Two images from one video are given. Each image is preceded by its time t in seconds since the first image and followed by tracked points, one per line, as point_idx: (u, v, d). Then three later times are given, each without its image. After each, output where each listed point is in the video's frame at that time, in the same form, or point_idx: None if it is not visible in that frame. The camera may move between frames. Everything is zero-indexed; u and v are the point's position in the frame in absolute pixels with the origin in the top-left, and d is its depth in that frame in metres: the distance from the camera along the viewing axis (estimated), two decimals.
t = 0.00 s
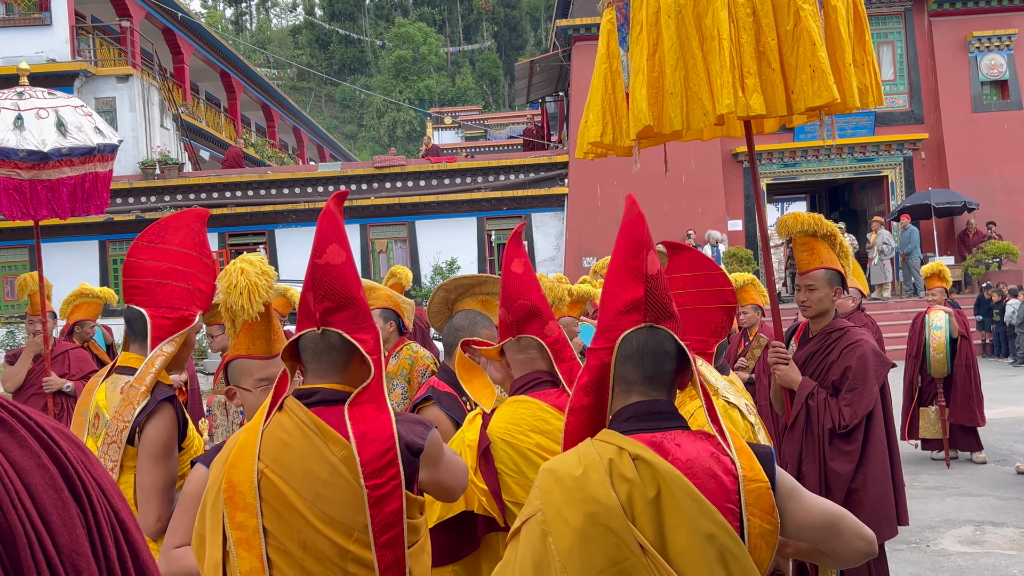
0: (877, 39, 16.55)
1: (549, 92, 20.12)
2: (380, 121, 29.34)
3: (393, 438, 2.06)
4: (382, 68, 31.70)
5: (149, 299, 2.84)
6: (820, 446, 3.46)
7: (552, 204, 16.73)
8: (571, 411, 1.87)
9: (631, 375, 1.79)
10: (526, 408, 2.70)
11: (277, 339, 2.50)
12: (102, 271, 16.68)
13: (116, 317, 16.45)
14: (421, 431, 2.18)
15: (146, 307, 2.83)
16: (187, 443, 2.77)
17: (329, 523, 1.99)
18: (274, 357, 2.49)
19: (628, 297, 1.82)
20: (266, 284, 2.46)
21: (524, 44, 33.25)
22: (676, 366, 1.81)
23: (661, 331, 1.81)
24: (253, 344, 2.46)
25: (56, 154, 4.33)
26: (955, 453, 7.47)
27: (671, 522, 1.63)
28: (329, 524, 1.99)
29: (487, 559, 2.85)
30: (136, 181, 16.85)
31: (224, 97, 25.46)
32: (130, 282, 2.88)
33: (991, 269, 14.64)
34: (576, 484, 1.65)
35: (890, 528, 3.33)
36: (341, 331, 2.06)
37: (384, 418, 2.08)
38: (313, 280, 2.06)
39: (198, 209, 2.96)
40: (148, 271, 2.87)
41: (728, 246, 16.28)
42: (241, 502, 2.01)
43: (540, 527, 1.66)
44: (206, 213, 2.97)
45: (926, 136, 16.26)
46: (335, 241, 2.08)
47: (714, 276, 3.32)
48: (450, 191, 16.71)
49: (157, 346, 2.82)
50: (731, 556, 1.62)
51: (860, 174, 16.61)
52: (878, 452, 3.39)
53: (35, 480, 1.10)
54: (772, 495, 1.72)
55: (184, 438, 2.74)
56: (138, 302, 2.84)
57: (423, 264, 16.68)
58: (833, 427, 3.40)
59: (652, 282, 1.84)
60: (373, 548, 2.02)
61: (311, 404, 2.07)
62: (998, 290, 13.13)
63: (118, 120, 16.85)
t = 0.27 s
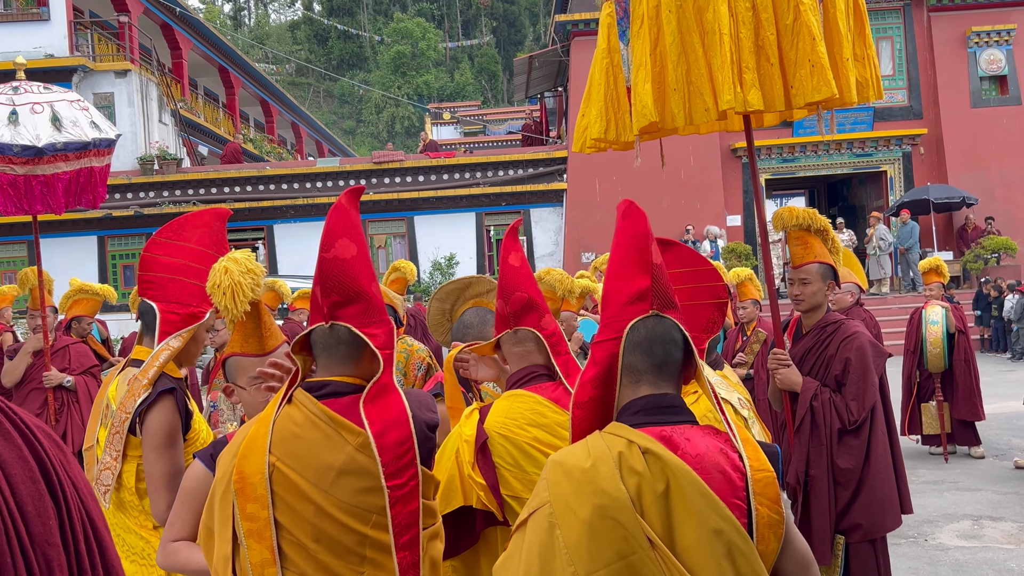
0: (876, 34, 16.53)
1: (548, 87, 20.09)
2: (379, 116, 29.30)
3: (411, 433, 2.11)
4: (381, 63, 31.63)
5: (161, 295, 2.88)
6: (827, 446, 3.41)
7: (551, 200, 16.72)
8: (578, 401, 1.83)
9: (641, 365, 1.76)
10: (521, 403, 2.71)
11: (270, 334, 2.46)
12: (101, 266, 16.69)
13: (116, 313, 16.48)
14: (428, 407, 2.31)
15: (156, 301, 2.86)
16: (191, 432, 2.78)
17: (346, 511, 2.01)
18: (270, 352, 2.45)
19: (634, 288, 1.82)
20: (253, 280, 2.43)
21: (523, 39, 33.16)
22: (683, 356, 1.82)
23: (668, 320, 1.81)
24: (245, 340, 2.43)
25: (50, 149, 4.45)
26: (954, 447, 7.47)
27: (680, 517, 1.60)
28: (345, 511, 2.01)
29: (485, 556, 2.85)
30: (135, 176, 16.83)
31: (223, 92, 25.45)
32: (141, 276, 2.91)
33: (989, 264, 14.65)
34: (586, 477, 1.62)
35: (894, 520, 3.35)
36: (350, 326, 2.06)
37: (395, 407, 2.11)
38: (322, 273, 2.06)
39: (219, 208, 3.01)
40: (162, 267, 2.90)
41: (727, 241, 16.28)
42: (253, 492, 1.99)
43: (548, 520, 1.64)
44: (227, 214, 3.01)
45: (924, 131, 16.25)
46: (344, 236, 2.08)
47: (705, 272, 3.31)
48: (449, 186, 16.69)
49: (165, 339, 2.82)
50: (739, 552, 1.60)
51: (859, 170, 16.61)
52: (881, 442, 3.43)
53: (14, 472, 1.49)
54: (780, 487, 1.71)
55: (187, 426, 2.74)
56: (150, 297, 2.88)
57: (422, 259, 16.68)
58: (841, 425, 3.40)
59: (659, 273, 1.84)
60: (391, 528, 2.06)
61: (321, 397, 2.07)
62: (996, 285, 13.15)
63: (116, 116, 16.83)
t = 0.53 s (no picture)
0: (875, 28, 16.52)
1: (547, 82, 20.07)
2: (378, 111, 29.25)
3: (420, 432, 2.08)
4: (379, 58, 31.56)
5: (163, 291, 2.85)
6: (832, 438, 3.41)
7: (550, 194, 16.69)
8: (581, 395, 1.84)
9: (645, 359, 1.77)
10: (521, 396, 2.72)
11: (287, 324, 2.55)
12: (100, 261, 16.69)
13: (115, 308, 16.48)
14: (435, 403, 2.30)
15: (160, 298, 2.84)
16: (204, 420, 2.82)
17: (354, 508, 2.01)
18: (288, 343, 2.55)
19: (640, 282, 1.84)
20: (268, 274, 2.42)
21: (521, 34, 33.10)
22: (687, 350, 1.82)
23: (674, 314, 1.81)
24: (264, 330, 2.54)
25: (48, 143, 4.49)
26: (953, 441, 7.48)
27: (689, 510, 1.60)
28: (352, 508, 2.01)
29: (490, 549, 2.84)
30: (134, 171, 16.80)
31: (221, 88, 25.42)
32: (144, 275, 2.89)
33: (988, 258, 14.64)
34: (596, 470, 1.61)
35: (901, 507, 3.37)
36: (355, 322, 2.05)
37: (404, 404, 2.09)
38: (330, 270, 2.06)
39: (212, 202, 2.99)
40: (161, 265, 2.87)
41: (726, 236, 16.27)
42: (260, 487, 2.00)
43: (556, 513, 1.62)
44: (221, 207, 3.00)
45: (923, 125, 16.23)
46: (349, 232, 2.08)
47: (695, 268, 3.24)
48: (448, 181, 16.66)
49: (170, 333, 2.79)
50: (745, 544, 1.60)
51: (858, 164, 16.59)
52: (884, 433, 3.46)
53: None
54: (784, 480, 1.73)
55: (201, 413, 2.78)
56: (153, 294, 2.85)
57: (421, 255, 16.68)
58: (844, 416, 3.41)
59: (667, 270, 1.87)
60: (400, 527, 2.06)
61: (327, 394, 2.05)
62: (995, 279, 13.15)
63: (115, 111, 16.80)
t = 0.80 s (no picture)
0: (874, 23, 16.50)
1: (546, 78, 20.04)
2: (376, 108, 29.16)
3: (423, 433, 2.10)
4: (378, 55, 31.48)
5: (171, 287, 2.85)
6: (832, 432, 3.42)
7: (549, 190, 16.64)
8: (585, 392, 1.80)
9: (651, 357, 1.77)
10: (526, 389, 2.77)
11: (302, 314, 2.64)
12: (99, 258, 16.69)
13: (114, 305, 16.49)
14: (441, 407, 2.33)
15: (168, 294, 2.84)
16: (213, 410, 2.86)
17: (356, 506, 2.02)
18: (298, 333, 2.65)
19: (649, 278, 1.80)
20: (294, 262, 2.51)
21: (519, 30, 33.07)
22: (691, 349, 1.83)
23: (681, 313, 1.81)
24: (277, 319, 2.62)
25: (47, 138, 4.56)
26: (951, 436, 7.49)
27: (693, 503, 1.60)
28: (355, 507, 2.02)
29: (485, 541, 2.78)
30: (133, 168, 16.80)
31: (220, 84, 25.38)
32: (151, 272, 2.89)
33: (987, 253, 14.64)
34: (602, 464, 1.61)
35: (903, 503, 3.34)
36: (359, 320, 2.05)
37: (408, 403, 2.09)
38: (333, 268, 2.05)
39: (215, 199, 3.03)
40: (167, 261, 2.87)
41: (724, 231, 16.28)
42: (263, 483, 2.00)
43: (561, 508, 1.63)
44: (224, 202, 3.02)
45: (922, 121, 16.21)
46: (356, 229, 2.08)
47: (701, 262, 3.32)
48: (447, 177, 16.64)
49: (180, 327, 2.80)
50: (749, 538, 1.61)
51: (857, 159, 16.58)
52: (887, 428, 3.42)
53: None
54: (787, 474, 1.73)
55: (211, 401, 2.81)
56: (162, 290, 2.85)
57: (420, 251, 16.68)
58: (844, 412, 3.41)
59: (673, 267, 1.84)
60: (401, 526, 2.06)
61: (331, 392, 2.05)
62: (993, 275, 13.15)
63: (113, 108, 16.78)
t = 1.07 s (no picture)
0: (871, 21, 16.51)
1: (543, 76, 20.03)
2: (373, 106, 29.12)
3: (420, 431, 2.08)
4: (375, 53, 31.45)
5: (179, 287, 3.00)
6: (838, 430, 3.42)
7: (546, 188, 16.64)
8: (588, 389, 1.80)
9: (654, 356, 1.77)
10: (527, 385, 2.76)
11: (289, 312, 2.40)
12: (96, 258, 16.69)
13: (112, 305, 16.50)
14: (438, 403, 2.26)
15: (177, 294, 2.99)
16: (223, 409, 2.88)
17: (354, 506, 2.02)
18: (286, 332, 2.41)
19: (653, 277, 1.79)
20: (281, 254, 2.30)
21: (517, 28, 33.06)
22: (694, 348, 1.83)
23: (685, 313, 1.81)
24: (265, 318, 2.37)
25: (46, 138, 4.56)
26: (949, 433, 7.52)
27: (694, 502, 1.61)
28: (352, 506, 2.01)
29: (478, 535, 2.79)
30: (130, 168, 16.81)
31: (216, 84, 25.36)
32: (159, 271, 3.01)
33: (984, 251, 14.67)
34: (602, 462, 1.61)
35: (901, 508, 3.36)
36: (359, 319, 2.04)
37: (405, 402, 2.09)
38: (331, 268, 2.05)
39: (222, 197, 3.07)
40: (176, 261, 3.00)
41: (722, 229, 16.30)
42: (261, 481, 2.01)
43: (561, 506, 1.63)
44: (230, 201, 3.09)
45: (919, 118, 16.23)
46: (355, 228, 2.06)
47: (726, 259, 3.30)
48: (444, 176, 16.64)
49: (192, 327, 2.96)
50: (749, 537, 1.61)
51: (854, 157, 16.60)
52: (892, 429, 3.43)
53: None
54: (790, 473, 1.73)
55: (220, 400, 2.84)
56: (171, 290, 3.00)
57: (417, 250, 16.68)
58: (851, 410, 3.40)
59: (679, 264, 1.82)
60: (399, 526, 2.05)
61: (328, 392, 2.05)
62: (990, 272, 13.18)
63: (110, 108, 16.75)
